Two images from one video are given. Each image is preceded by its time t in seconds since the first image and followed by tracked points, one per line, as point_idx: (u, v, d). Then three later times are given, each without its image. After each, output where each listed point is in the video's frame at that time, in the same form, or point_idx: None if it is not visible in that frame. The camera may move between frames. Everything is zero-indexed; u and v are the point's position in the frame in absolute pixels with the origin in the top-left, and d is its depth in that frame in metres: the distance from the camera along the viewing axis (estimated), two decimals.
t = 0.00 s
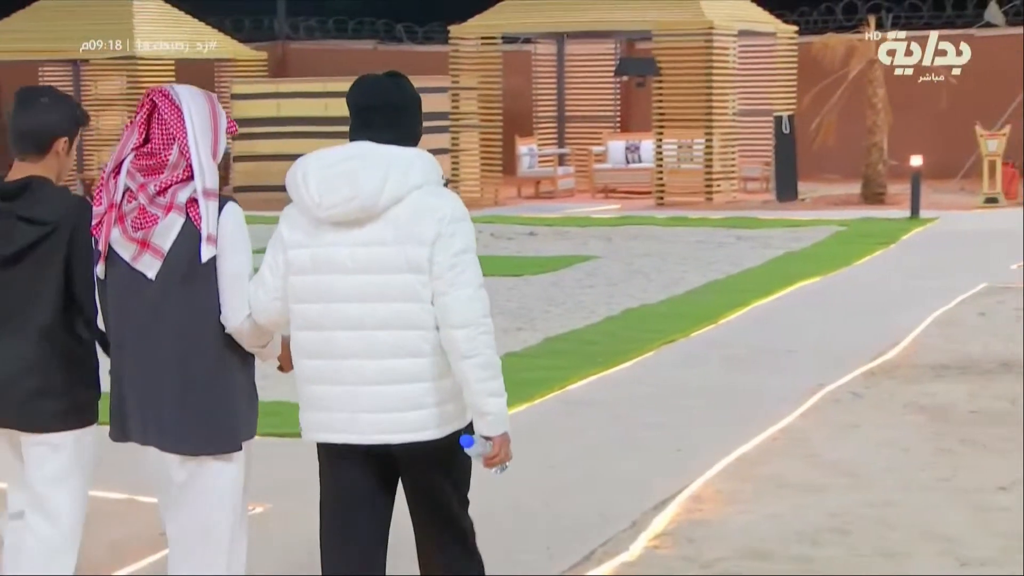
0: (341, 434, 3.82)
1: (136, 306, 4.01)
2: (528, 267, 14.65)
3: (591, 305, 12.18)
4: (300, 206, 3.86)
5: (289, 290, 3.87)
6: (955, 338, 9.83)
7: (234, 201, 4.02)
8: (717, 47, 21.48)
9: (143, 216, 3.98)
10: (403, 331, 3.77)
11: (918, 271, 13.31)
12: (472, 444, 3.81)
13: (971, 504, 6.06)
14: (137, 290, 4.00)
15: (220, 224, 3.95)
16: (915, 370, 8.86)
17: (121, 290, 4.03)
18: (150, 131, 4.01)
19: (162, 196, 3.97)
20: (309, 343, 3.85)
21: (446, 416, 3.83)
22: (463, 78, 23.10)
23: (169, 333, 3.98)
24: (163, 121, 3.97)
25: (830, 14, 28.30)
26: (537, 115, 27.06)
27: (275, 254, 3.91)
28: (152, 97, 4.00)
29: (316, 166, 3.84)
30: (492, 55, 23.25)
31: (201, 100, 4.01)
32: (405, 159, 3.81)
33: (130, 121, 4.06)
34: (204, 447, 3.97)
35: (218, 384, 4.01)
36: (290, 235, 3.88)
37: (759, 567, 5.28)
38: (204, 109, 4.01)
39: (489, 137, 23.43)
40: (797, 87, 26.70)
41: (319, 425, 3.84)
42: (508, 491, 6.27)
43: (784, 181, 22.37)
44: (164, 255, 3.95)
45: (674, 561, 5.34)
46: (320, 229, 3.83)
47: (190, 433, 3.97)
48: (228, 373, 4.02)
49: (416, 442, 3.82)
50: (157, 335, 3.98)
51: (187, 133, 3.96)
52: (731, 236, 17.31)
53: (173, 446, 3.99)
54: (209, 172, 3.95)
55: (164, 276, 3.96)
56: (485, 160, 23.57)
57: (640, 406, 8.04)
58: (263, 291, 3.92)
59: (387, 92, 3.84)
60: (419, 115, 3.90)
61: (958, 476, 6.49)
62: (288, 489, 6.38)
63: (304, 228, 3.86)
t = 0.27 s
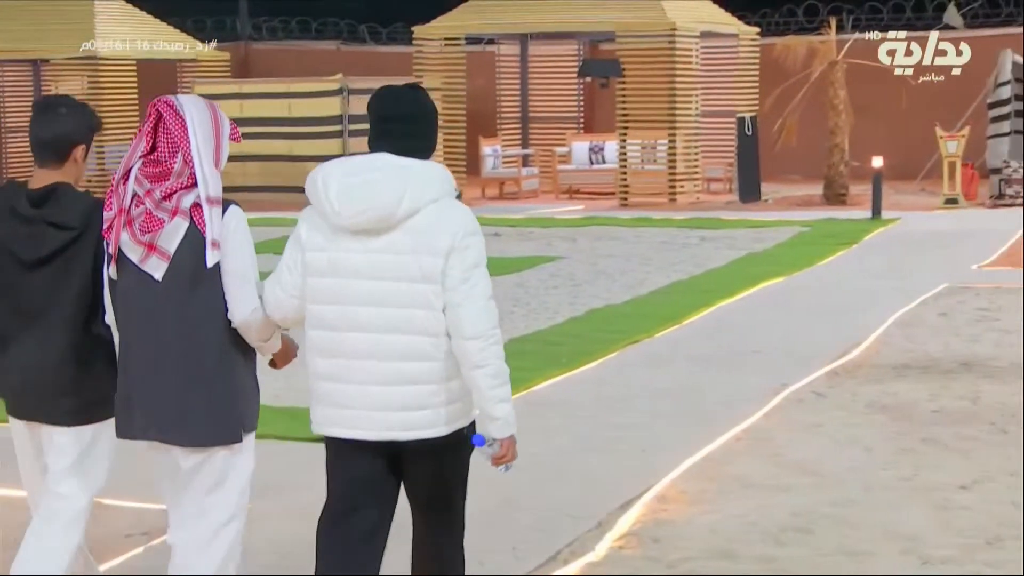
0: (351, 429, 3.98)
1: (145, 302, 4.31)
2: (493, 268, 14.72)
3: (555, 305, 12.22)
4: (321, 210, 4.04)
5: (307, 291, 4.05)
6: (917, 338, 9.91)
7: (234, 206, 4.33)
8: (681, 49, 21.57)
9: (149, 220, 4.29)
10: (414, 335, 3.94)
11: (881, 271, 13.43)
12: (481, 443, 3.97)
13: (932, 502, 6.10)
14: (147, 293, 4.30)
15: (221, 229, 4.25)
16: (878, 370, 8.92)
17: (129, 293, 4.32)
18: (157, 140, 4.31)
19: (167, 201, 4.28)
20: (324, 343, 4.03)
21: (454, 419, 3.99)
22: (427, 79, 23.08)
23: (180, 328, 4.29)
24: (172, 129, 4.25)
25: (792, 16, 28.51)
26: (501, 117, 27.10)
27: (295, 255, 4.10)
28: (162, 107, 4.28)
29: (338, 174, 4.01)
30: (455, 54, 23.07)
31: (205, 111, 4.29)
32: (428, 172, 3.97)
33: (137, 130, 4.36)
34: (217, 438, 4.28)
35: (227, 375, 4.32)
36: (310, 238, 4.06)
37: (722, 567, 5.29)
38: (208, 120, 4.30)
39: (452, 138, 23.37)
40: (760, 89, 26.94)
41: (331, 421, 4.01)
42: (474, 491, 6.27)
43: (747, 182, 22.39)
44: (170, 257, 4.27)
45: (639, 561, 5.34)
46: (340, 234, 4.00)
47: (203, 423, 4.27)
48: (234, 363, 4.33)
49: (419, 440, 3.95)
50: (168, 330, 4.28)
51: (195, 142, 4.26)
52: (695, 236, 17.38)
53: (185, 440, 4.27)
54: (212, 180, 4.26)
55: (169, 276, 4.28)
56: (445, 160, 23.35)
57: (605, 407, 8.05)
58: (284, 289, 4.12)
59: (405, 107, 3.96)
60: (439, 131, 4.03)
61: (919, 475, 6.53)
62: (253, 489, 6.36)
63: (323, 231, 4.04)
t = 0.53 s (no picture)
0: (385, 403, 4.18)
1: (167, 277, 4.48)
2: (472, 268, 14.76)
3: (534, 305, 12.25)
4: (344, 194, 4.24)
5: (337, 270, 4.26)
6: (894, 338, 9.95)
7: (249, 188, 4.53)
8: (657, 48, 21.63)
9: (167, 200, 4.46)
10: (445, 309, 4.18)
11: (858, 271, 13.51)
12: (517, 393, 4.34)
13: (909, 502, 6.12)
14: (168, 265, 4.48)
15: (238, 209, 4.46)
16: (855, 370, 8.95)
17: (149, 270, 4.47)
18: (175, 126, 4.51)
19: (186, 181, 4.47)
20: (355, 320, 4.24)
21: (477, 385, 4.25)
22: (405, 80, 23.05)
23: (202, 303, 4.48)
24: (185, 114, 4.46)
25: (769, 17, 28.59)
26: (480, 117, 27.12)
27: (319, 236, 4.29)
28: (178, 92, 4.49)
29: (361, 158, 4.22)
30: (433, 54, 23.05)
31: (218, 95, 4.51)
32: (450, 155, 4.22)
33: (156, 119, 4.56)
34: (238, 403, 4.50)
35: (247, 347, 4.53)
36: (334, 220, 4.26)
37: (701, 567, 5.30)
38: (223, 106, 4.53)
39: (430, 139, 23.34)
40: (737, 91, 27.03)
41: (366, 394, 4.23)
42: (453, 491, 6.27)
43: (725, 182, 22.44)
44: (188, 236, 4.46)
45: (617, 561, 5.35)
46: (365, 216, 4.22)
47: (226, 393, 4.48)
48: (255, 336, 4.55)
49: (446, 409, 4.19)
50: (193, 307, 4.46)
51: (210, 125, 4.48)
52: (674, 236, 17.44)
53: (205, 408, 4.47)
54: (226, 164, 4.47)
55: (188, 253, 4.46)
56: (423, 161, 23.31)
57: (583, 407, 8.05)
58: (309, 270, 4.32)
59: (429, 93, 4.24)
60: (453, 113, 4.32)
61: (896, 474, 6.56)
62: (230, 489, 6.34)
63: (348, 213, 4.24)
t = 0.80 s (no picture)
0: (404, 400, 4.22)
1: (177, 274, 4.46)
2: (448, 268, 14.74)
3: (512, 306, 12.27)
4: (359, 207, 4.27)
5: (355, 281, 4.28)
6: (871, 338, 9.98)
7: (257, 190, 4.50)
8: (636, 48, 21.61)
9: (176, 201, 4.49)
10: (462, 312, 4.21)
11: (836, 271, 13.57)
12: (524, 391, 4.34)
13: (886, 502, 6.13)
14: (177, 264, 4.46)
15: (240, 213, 4.44)
16: (832, 370, 8.99)
17: (159, 267, 4.50)
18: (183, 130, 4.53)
19: (193, 183, 4.47)
20: (373, 327, 4.27)
21: (493, 386, 4.28)
22: (383, 81, 23.06)
23: (212, 301, 4.46)
24: (195, 114, 4.47)
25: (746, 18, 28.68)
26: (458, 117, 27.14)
27: (336, 249, 4.31)
28: (194, 95, 4.52)
29: (371, 171, 4.26)
30: (412, 55, 23.09)
31: (232, 97, 4.50)
32: (456, 162, 4.27)
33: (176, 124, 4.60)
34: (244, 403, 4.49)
35: (256, 348, 4.53)
36: (351, 231, 4.29)
37: (680, 566, 5.29)
38: (236, 107, 4.50)
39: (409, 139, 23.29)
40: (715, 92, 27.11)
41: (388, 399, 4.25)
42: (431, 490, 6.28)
43: (703, 183, 22.51)
44: (193, 236, 4.44)
45: (597, 561, 5.35)
46: (377, 227, 4.24)
47: (232, 393, 4.47)
48: (267, 334, 4.55)
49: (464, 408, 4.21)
50: (196, 304, 4.46)
51: (220, 127, 4.47)
52: (652, 237, 17.50)
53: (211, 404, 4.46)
54: (221, 168, 4.43)
55: (195, 253, 4.45)
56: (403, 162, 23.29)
57: (561, 407, 8.06)
58: (325, 280, 4.33)
59: (431, 103, 4.27)
60: (456, 123, 4.36)
61: (874, 474, 6.58)
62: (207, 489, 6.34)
63: (362, 225, 4.27)
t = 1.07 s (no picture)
0: (405, 377, 4.56)
1: (168, 267, 4.63)
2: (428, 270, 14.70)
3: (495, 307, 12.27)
4: (367, 194, 4.60)
5: (364, 264, 4.62)
6: (853, 338, 10.02)
7: (245, 182, 4.60)
8: (617, 49, 21.65)
9: (165, 191, 4.64)
10: (458, 291, 4.53)
11: (818, 271, 13.62)
12: (514, 377, 4.62)
13: (865, 500, 6.16)
14: (167, 257, 4.63)
15: (226, 203, 4.55)
16: (813, 369, 9.02)
17: (157, 260, 4.67)
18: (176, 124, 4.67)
19: (182, 175, 4.61)
20: (381, 307, 4.61)
21: (493, 362, 4.56)
22: (366, 81, 23.15)
23: (200, 290, 4.59)
24: (187, 107, 4.59)
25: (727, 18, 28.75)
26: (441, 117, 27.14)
27: (347, 234, 4.65)
28: (191, 88, 4.64)
29: (375, 160, 4.58)
30: (394, 56, 22.97)
31: (225, 91, 4.60)
32: (457, 150, 4.55)
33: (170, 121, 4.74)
34: (235, 389, 4.59)
35: (251, 332, 4.64)
36: (359, 217, 4.63)
37: (663, 566, 5.30)
38: (229, 102, 4.60)
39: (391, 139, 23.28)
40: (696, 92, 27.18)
41: (392, 374, 4.59)
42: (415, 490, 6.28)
43: (685, 184, 22.52)
44: (181, 226, 4.59)
45: (580, 561, 5.37)
46: (384, 212, 4.57)
47: (225, 379, 4.58)
48: (257, 321, 4.65)
49: (465, 384, 4.51)
50: (186, 295, 4.60)
51: (211, 122, 4.58)
52: (634, 237, 17.53)
53: (202, 394, 4.58)
54: (211, 160, 4.56)
55: (183, 244, 4.59)
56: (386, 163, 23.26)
57: (543, 407, 8.08)
58: (338, 264, 4.66)
59: (429, 95, 4.55)
60: (454, 111, 4.63)
61: (855, 473, 6.61)
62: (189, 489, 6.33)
63: (370, 211, 4.61)
